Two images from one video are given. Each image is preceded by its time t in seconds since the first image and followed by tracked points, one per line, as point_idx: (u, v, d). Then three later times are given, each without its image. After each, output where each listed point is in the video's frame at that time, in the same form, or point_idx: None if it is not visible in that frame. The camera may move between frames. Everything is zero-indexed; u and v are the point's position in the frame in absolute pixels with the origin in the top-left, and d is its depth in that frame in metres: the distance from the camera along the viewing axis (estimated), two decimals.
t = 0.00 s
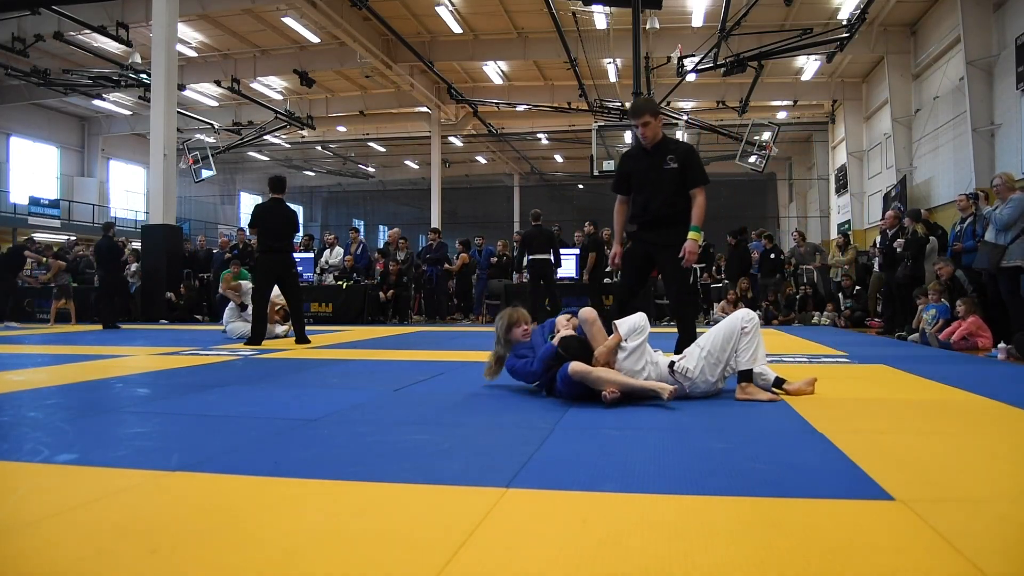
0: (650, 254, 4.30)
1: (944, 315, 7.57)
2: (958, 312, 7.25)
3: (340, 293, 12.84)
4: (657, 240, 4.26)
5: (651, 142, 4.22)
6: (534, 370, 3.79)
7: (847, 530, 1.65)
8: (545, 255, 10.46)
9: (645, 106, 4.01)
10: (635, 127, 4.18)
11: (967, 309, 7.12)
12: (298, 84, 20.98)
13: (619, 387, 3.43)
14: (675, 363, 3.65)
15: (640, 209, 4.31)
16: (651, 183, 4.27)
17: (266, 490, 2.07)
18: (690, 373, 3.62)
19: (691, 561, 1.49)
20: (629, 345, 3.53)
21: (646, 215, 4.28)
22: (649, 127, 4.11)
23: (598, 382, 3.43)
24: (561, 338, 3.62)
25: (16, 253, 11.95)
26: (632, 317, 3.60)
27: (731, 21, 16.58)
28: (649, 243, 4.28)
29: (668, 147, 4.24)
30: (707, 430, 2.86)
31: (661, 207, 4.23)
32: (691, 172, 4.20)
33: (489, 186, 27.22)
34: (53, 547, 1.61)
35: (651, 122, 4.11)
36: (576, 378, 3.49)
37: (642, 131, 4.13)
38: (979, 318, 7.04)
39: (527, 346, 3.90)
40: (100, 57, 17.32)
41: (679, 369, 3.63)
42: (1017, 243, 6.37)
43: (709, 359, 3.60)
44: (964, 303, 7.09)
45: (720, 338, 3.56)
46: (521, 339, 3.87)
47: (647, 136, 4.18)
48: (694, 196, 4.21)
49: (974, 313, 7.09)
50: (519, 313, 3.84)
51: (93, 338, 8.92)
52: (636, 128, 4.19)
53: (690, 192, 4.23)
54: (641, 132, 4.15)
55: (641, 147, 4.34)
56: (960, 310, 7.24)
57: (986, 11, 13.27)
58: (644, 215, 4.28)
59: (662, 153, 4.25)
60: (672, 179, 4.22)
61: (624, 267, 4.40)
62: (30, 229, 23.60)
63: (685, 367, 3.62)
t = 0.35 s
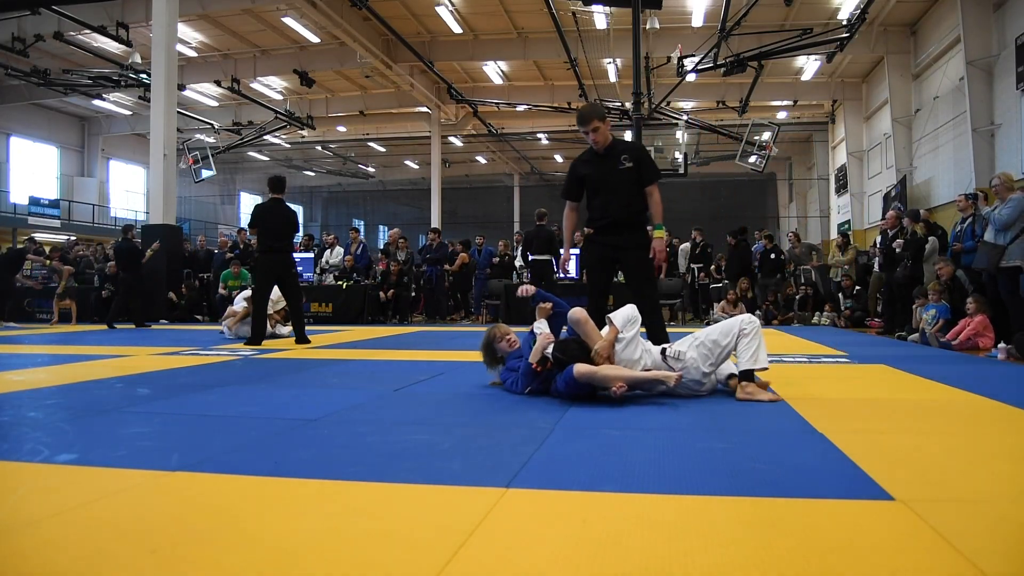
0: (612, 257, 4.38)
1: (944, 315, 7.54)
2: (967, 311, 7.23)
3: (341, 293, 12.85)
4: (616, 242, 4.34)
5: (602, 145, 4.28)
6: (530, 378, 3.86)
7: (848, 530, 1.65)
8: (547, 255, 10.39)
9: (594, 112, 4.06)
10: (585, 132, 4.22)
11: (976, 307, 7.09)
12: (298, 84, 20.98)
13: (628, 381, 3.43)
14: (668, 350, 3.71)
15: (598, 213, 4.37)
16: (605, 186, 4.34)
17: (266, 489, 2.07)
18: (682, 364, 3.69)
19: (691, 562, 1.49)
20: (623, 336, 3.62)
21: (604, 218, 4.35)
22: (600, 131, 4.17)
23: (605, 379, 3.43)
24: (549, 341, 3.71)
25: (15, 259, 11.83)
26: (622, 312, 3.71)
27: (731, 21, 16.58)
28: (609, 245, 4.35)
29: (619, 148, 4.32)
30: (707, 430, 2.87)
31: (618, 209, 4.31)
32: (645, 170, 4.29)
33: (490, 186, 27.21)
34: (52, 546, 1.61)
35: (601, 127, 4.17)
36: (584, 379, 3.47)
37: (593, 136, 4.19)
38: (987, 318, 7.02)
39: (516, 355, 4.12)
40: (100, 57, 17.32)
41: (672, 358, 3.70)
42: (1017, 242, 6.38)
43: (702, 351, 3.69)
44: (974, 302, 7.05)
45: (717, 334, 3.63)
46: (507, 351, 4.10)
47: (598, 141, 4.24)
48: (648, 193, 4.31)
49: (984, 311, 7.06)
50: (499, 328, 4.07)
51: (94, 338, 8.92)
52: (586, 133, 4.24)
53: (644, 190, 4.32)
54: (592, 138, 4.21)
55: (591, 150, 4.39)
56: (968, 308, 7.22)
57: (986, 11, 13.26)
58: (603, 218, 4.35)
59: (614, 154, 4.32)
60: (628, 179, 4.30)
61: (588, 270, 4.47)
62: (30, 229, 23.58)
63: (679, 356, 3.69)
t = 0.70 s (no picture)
0: (599, 256, 4.42)
1: (944, 315, 7.58)
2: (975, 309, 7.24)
3: (341, 293, 12.86)
4: (603, 240, 4.38)
5: (585, 145, 4.32)
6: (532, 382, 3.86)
7: (846, 531, 1.65)
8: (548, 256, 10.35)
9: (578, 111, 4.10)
10: (568, 133, 4.25)
11: (982, 305, 7.11)
12: (298, 84, 20.98)
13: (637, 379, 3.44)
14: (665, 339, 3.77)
15: (584, 212, 4.40)
16: (590, 185, 4.39)
17: (265, 490, 2.07)
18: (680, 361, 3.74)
19: (691, 562, 1.49)
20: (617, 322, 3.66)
21: (590, 217, 4.39)
22: (584, 131, 4.21)
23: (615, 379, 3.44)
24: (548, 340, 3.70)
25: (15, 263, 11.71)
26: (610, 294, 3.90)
27: (731, 21, 16.59)
28: (597, 244, 4.39)
29: (603, 147, 4.37)
30: (708, 430, 2.86)
31: (604, 207, 4.35)
32: (629, 168, 4.35)
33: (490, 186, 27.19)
34: (53, 547, 1.61)
35: (585, 126, 4.22)
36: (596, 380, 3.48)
37: (577, 136, 4.23)
38: (991, 317, 7.03)
39: (512, 354, 4.11)
40: (101, 57, 17.33)
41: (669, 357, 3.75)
42: (1017, 242, 6.40)
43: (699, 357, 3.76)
44: (980, 300, 7.08)
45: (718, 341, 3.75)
46: (503, 349, 4.11)
47: (581, 141, 4.27)
48: (633, 191, 4.37)
49: (989, 310, 7.09)
50: (495, 326, 4.09)
51: (94, 338, 8.92)
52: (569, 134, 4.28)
53: (628, 187, 4.38)
54: (576, 138, 4.25)
55: (574, 150, 4.43)
56: (973, 308, 7.24)
57: (986, 11, 13.27)
58: (590, 217, 4.39)
59: (598, 154, 4.37)
60: (613, 177, 4.35)
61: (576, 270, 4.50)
62: (31, 229, 23.60)
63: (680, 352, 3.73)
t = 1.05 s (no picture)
0: (589, 258, 4.44)
1: (944, 315, 7.65)
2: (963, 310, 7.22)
3: (340, 293, 12.86)
4: (595, 242, 4.41)
5: (587, 146, 4.33)
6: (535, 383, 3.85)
7: (848, 531, 1.65)
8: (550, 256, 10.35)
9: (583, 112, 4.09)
10: (571, 133, 4.25)
11: (973, 306, 7.10)
12: (298, 84, 20.98)
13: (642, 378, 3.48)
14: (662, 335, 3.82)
15: (577, 212, 4.41)
16: (588, 186, 4.40)
17: (267, 490, 2.07)
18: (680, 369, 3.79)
19: (692, 562, 1.49)
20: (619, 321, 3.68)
21: (584, 217, 4.40)
22: (587, 132, 4.21)
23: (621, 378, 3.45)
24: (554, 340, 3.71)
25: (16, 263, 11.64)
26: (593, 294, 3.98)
27: (731, 21, 16.59)
28: (588, 245, 4.41)
29: (603, 150, 4.39)
30: (707, 429, 2.87)
31: (598, 209, 4.37)
32: (628, 174, 4.37)
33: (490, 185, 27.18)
34: (54, 547, 1.61)
35: (588, 128, 4.22)
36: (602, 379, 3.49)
37: (580, 136, 4.22)
38: (982, 317, 7.02)
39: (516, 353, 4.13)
40: (101, 57, 17.33)
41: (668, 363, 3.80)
42: (1016, 242, 6.41)
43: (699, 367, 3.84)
44: (968, 301, 7.08)
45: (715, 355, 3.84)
46: (508, 350, 4.14)
47: (583, 141, 4.27)
48: (629, 196, 4.41)
49: (980, 310, 7.05)
50: (502, 327, 4.16)
51: (94, 338, 8.92)
52: (571, 134, 4.28)
53: (625, 192, 4.41)
54: (578, 138, 4.25)
55: (575, 150, 4.43)
56: (964, 308, 7.22)
57: (985, 11, 13.28)
58: (584, 217, 4.40)
59: (597, 156, 4.39)
60: (611, 180, 4.36)
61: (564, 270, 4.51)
62: (31, 229, 23.61)
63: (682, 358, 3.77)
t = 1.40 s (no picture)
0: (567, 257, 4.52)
1: (943, 315, 7.65)
2: (962, 310, 7.21)
3: (340, 293, 12.86)
4: (573, 242, 4.48)
5: (569, 147, 4.37)
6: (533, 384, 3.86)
7: (847, 531, 1.65)
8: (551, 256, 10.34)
9: (562, 113, 4.12)
10: (553, 132, 4.28)
11: (970, 307, 7.09)
12: (298, 84, 20.99)
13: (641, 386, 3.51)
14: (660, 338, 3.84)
15: (557, 212, 4.47)
16: (567, 186, 4.45)
17: (267, 490, 2.07)
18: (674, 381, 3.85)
19: (690, 562, 1.49)
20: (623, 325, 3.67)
21: (562, 218, 4.47)
22: (568, 133, 4.25)
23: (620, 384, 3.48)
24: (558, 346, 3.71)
25: (13, 261, 11.48)
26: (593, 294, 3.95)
27: (731, 21, 16.60)
28: (566, 245, 4.49)
29: (584, 151, 4.44)
30: (707, 430, 2.87)
31: (578, 209, 4.42)
32: (609, 174, 4.42)
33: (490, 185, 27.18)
34: (55, 547, 1.61)
35: (570, 128, 4.26)
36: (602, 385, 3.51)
37: (560, 136, 4.26)
38: (981, 317, 7.02)
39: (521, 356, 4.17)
40: (101, 57, 17.33)
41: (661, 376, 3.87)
42: (1016, 242, 6.40)
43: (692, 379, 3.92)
44: (967, 302, 7.06)
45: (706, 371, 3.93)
46: (514, 351, 4.16)
47: (565, 142, 4.32)
48: (609, 197, 4.47)
49: (978, 311, 7.05)
50: (508, 327, 4.16)
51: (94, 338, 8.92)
52: (552, 134, 4.32)
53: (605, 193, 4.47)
54: (557, 139, 4.29)
55: (557, 150, 4.48)
56: (963, 308, 7.22)
57: (985, 11, 13.28)
58: (563, 218, 4.47)
59: (578, 156, 4.43)
60: (592, 181, 4.42)
61: (543, 269, 4.58)
62: (31, 229, 23.62)
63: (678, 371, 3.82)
